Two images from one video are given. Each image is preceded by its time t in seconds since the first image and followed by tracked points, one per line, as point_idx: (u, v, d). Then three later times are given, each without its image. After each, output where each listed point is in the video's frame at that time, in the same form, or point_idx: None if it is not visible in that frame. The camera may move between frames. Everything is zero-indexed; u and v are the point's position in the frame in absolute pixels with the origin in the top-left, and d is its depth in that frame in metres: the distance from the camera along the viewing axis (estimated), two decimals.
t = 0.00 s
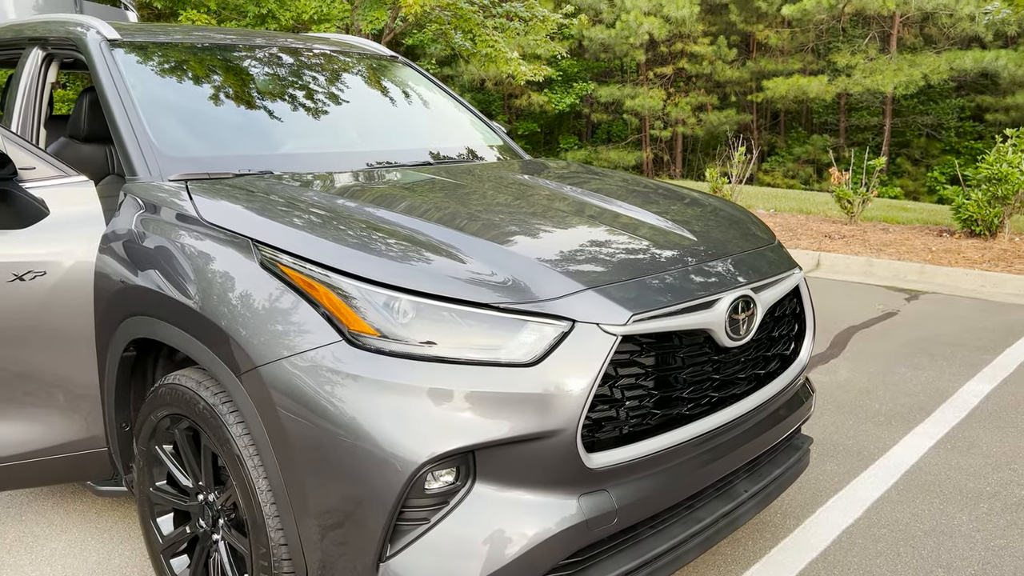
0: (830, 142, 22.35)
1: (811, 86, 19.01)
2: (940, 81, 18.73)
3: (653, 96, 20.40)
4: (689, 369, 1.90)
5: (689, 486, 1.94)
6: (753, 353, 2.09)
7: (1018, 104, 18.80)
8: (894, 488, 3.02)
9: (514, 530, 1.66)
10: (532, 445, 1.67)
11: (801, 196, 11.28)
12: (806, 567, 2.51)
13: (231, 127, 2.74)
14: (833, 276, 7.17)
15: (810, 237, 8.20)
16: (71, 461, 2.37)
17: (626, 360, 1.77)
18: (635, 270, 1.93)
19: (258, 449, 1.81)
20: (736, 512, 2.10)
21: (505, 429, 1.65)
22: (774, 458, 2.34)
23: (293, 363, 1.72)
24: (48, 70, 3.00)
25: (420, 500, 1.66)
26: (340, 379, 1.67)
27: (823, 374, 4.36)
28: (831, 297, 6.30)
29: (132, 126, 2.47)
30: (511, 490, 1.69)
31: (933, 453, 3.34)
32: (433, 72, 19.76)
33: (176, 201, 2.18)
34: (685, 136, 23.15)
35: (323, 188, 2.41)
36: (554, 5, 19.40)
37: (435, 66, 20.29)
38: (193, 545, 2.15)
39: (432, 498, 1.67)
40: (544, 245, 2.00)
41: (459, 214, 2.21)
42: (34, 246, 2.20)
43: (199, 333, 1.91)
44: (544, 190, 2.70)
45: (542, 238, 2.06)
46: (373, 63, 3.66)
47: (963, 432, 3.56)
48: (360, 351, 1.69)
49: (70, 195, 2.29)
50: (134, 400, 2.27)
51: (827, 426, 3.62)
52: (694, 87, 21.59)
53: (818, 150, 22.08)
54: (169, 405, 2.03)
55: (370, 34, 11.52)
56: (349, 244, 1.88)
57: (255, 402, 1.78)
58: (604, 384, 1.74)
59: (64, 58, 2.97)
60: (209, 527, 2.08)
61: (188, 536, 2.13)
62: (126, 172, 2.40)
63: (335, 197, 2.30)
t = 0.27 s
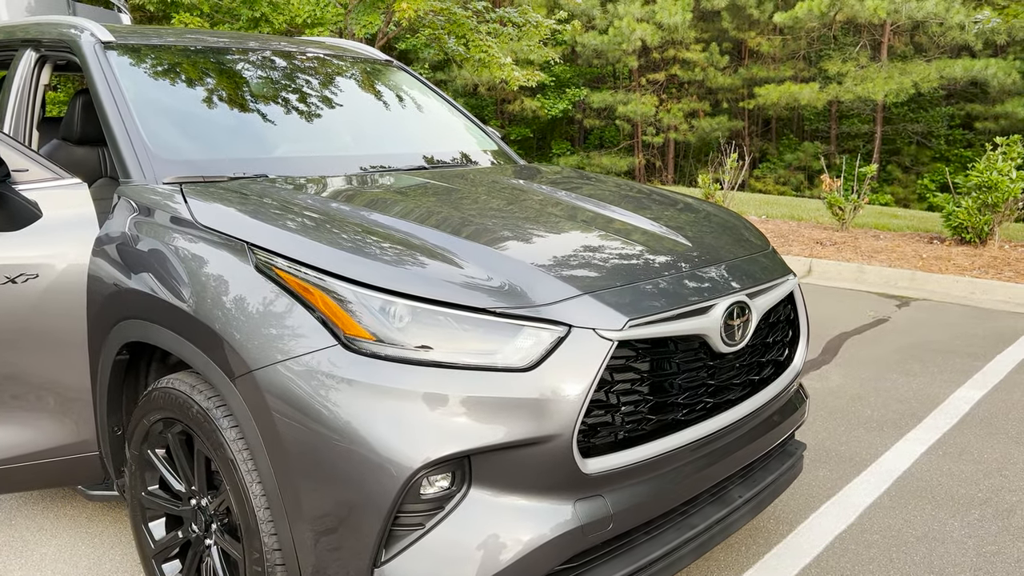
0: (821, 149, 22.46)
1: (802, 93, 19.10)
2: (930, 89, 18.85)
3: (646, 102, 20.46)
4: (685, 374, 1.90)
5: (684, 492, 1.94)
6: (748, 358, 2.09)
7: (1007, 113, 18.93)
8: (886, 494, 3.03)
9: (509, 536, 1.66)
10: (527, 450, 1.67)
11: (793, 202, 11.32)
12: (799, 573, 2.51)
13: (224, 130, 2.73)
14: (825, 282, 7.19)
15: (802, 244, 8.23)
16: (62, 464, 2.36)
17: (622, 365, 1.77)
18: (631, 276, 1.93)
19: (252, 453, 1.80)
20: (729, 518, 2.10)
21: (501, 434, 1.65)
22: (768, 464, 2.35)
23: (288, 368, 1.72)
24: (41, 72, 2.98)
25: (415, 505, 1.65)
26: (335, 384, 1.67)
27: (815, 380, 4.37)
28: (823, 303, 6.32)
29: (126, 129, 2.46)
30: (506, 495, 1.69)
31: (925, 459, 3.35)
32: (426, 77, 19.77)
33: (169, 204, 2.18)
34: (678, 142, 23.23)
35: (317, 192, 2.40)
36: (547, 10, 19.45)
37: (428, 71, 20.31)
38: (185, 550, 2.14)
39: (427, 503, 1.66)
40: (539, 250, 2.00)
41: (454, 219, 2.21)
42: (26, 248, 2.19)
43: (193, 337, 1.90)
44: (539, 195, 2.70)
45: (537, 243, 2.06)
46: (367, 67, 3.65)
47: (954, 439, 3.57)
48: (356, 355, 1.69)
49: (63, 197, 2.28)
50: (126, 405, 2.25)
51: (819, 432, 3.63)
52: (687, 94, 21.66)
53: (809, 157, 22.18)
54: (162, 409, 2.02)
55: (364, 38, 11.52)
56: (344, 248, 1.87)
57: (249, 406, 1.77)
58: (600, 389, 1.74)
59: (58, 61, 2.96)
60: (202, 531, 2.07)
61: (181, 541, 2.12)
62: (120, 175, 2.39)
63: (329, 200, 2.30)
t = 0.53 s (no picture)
0: (816, 155, 22.52)
1: (798, 99, 19.14)
2: (924, 96, 18.92)
3: (641, 107, 20.48)
4: (691, 378, 1.89)
5: (689, 496, 1.93)
6: (753, 362, 2.09)
7: (1001, 120, 19.01)
8: (887, 499, 3.03)
9: (517, 540, 1.64)
10: (535, 453, 1.66)
11: (790, 208, 11.34)
12: None
13: (224, 131, 2.72)
14: (822, 287, 7.20)
15: (798, 249, 8.25)
16: (62, 467, 2.34)
17: (630, 369, 1.76)
18: (636, 279, 1.93)
19: (257, 455, 1.79)
20: (734, 523, 2.10)
21: (508, 438, 1.64)
22: (771, 468, 2.34)
23: (295, 370, 1.70)
24: (41, 73, 2.96)
25: (422, 509, 1.64)
26: (342, 386, 1.66)
27: (814, 385, 4.37)
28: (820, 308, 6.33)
29: (129, 129, 2.45)
30: (513, 498, 1.68)
31: (925, 465, 3.35)
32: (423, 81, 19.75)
33: (173, 204, 2.16)
34: (673, 147, 23.26)
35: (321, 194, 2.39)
36: (543, 15, 19.46)
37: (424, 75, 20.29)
38: (186, 553, 2.12)
39: (434, 507, 1.65)
40: (545, 253, 1.99)
41: (459, 221, 2.20)
42: (29, 249, 2.17)
43: (197, 339, 1.89)
44: (542, 198, 2.70)
45: (542, 246, 2.05)
46: (366, 69, 3.64)
47: (954, 444, 3.57)
48: (363, 358, 1.68)
49: (65, 197, 2.26)
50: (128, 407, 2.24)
51: (818, 437, 3.63)
52: (682, 99, 21.70)
53: (805, 163, 22.24)
54: (165, 411, 2.00)
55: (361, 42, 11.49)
56: (350, 249, 1.86)
57: (255, 409, 1.76)
58: (607, 392, 1.73)
59: (59, 62, 2.95)
60: (204, 535, 2.05)
61: (182, 544, 2.10)
62: (123, 176, 2.38)
63: (332, 201, 2.29)
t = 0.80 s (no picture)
0: (813, 160, 22.60)
1: (795, 104, 19.21)
2: (921, 101, 18.99)
3: (639, 111, 20.53)
4: (703, 383, 1.90)
5: (701, 500, 1.95)
6: (763, 367, 2.10)
7: (997, 126, 19.09)
8: (891, 503, 3.04)
9: (532, 543, 1.65)
10: (550, 457, 1.67)
11: (788, 213, 11.38)
12: None
13: (228, 133, 2.72)
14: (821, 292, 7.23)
15: (797, 254, 8.27)
16: (72, 470, 2.34)
17: (644, 373, 1.77)
18: (649, 284, 1.94)
19: (272, 458, 1.79)
20: (744, 526, 2.11)
21: (524, 441, 1.65)
22: (780, 473, 2.36)
23: (311, 373, 1.71)
24: (49, 75, 2.97)
25: (438, 512, 1.65)
26: (358, 390, 1.66)
27: (816, 389, 4.39)
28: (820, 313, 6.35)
29: (139, 132, 2.45)
30: (528, 501, 1.68)
31: (929, 469, 3.36)
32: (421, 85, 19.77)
33: (185, 207, 2.17)
34: (671, 152, 23.32)
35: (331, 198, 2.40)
36: (541, 19, 19.50)
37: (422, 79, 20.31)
38: (198, 556, 2.13)
39: (450, 510, 1.66)
40: (558, 258, 2.00)
41: (470, 226, 2.21)
42: (41, 252, 2.17)
43: (210, 342, 1.89)
44: (548, 202, 2.71)
45: (553, 250, 2.06)
46: (367, 71, 3.64)
47: (957, 448, 3.59)
48: (380, 361, 1.68)
49: (76, 201, 2.26)
50: (139, 410, 2.24)
51: (822, 442, 3.64)
52: (680, 104, 21.75)
53: (801, 168, 22.31)
54: (179, 414, 2.01)
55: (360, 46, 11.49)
56: (364, 253, 1.87)
57: (270, 412, 1.76)
58: (622, 397, 1.74)
59: (67, 64, 2.95)
60: (216, 538, 2.06)
61: (193, 547, 2.11)
62: (135, 179, 2.38)
63: (343, 205, 2.30)
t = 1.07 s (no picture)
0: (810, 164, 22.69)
1: (791, 108, 19.29)
2: (917, 105, 19.09)
3: (637, 115, 20.59)
4: (714, 383, 1.94)
5: (711, 498, 1.99)
6: (772, 368, 2.14)
7: (992, 130, 19.19)
8: (893, 502, 3.09)
9: (548, 540, 1.69)
10: (565, 455, 1.70)
11: (785, 216, 11.44)
12: None
13: (233, 136, 2.74)
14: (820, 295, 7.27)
15: (796, 257, 8.32)
16: (89, 470, 2.37)
17: (657, 374, 1.81)
18: (661, 286, 1.98)
19: (293, 458, 1.83)
20: (753, 524, 2.15)
21: (542, 440, 1.69)
22: (786, 472, 2.40)
23: (332, 374, 1.74)
24: (63, 79, 3.00)
25: (457, 509, 1.69)
26: (378, 390, 1.70)
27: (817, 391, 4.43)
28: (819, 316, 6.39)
29: (157, 136, 2.49)
30: (544, 499, 1.72)
31: (930, 469, 3.40)
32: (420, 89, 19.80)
33: (203, 210, 2.20)
34: (668, 155, 23.39)
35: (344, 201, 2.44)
36: (539, 23, 19.55)
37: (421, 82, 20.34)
38: (215, 554, 2.16)
39: (469, 508, 1.70)
40: (571, 260, 2.04)
41: (483, 229, 2.25)
42: (61, 255, 2.21)
43: (231, 342, 1.93)
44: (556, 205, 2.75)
45: (566, 253, 2.10)
46: (369, 76, 3.67)
47: (957, 449, 3.63)
48: (400, 362, 1.72)
49: (95, 205, 2.29)
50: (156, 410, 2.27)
51: (824, 442, 3.68)
52: (677, 107, 21.82)
53: (798, 171, 22.40)
54: (198, 414, 2.04)
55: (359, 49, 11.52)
56: (381, 255, 1.90)
57: (292, 412, 1.79)
58: (636, 397, 1.78)
59: (80, 69, 2.99)
60: (234, 536, 2.09)
61: (211, 545, 2.14)
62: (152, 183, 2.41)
63: (357, 209, 2.34)
